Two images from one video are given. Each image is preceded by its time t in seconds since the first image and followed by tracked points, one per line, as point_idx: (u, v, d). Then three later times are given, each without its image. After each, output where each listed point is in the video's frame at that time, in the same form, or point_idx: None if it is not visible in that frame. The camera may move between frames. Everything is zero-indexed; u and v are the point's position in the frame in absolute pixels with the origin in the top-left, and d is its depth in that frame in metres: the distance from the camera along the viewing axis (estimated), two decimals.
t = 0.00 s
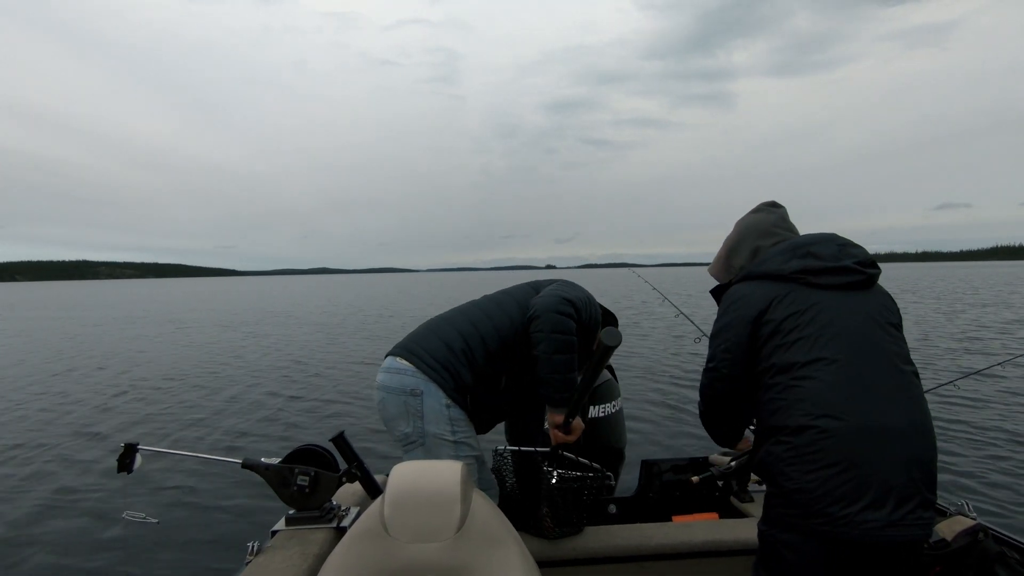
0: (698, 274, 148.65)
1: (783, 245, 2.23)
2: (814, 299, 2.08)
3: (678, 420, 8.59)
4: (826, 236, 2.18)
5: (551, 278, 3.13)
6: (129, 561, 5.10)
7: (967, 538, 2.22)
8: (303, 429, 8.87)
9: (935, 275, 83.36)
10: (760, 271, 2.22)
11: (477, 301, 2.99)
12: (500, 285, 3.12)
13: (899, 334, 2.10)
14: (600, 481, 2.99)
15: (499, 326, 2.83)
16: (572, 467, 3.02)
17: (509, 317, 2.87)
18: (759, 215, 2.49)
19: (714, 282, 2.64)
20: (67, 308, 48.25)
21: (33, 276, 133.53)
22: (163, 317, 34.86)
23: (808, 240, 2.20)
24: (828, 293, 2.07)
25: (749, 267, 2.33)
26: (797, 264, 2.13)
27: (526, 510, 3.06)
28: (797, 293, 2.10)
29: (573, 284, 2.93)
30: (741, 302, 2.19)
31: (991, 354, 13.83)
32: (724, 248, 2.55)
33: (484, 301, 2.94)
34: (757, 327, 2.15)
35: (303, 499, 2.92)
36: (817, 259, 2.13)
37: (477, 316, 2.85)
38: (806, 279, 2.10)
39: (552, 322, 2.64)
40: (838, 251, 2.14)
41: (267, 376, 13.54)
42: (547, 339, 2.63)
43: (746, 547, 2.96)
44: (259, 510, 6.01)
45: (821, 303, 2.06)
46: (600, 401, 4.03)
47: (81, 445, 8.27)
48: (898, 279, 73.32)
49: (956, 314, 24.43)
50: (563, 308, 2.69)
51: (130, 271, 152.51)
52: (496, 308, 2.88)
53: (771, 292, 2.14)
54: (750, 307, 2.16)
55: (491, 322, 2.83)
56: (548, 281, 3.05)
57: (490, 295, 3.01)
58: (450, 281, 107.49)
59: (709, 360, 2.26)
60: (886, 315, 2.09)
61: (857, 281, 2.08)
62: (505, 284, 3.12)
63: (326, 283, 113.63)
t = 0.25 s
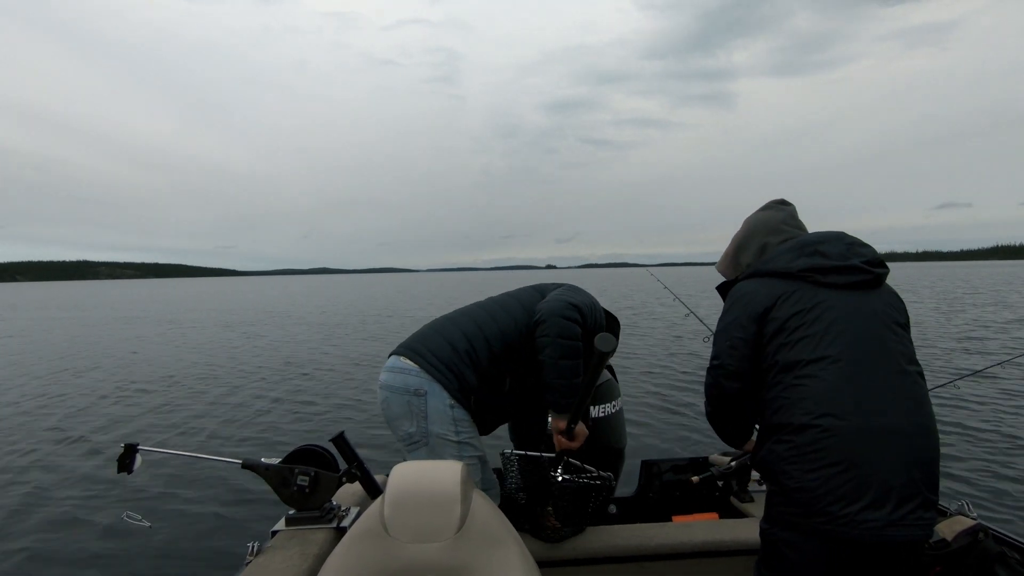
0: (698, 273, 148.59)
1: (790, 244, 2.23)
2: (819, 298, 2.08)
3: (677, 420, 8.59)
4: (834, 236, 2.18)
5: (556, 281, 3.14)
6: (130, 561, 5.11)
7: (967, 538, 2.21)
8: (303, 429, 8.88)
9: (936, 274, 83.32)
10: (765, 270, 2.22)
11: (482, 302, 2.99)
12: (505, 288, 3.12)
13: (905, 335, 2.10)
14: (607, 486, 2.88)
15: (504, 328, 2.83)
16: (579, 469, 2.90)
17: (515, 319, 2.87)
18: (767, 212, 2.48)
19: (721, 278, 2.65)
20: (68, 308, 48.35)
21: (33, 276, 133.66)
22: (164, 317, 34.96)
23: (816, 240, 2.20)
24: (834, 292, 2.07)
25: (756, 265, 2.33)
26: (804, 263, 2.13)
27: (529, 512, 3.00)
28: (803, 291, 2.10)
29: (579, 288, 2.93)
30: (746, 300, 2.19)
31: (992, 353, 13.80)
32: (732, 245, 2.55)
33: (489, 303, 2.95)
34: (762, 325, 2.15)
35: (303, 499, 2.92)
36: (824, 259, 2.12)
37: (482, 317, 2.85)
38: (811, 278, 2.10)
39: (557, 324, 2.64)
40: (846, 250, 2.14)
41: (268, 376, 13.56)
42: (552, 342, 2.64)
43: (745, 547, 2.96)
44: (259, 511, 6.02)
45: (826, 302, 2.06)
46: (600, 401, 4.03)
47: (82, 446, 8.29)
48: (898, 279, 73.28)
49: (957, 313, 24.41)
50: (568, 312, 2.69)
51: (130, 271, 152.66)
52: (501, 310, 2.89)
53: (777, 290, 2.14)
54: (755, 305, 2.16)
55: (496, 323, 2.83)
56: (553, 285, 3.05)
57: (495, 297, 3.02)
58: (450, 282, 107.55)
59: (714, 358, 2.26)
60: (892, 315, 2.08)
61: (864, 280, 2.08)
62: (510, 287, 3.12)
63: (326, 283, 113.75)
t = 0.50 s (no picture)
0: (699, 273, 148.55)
1: (792, 244, 2.22)
2: (820, 298, 2.08)
3: (678, 420, 8.58)
4: (835, 235, 2.17)
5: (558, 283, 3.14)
6: (130, 561, 5.11)
7: (968, 538, 2.21)
8: (303, 429, 8.88)
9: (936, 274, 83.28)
10: (766, 270, 2.22)
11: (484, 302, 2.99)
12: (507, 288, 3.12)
13: (907, 334, 2.09)
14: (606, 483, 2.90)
15: (506, 329, 2.83)
16: (579, 470, 2.94)
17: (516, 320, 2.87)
18: (771, 213, 2.49)
19: (725, 278, 2.65)
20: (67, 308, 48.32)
21: (34, 276, 133.70)
22: (164, 317, 34.99)
23: (818, 241, 2.19)
24: (833, 292, 2.07)
25: (758, 264, 2.33)
26: (803, 264, 2.13)
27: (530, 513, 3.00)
28: (803, 292, 2.10)
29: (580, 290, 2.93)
30: (747, 300, 2.19)
31: (992, 353, 13.79)
32: (736, 245, 2.55)
33: (491, 303, 2.95)
34: (763, 325, 2.16)
35: (304, 499, 2.92)
36: (825, 260, 2.12)
37: (484, 317, 2.85)
38: (812, 278, 2.10)
39: (559, 326, 2.64)
40: (847, 251, 2.13)
41: (268, 376, 13.56)
42: (554, 345, 2.63)
43: (745, 547, 2.95)
44: (259, 511, 6.02)
45: (826, 302, 2.06)
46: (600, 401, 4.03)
47: (83, 446, 8.29)
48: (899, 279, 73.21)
49: (957, 313, 24.38)
50: (570, 314, 2.69)
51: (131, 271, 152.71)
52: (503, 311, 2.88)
53: (778, 291, 2.14)
54: (756, 306, 2.17)
55: (498, 324, 2.83)
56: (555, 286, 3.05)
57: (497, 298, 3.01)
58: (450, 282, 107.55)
59: (716, 358, 2.27)
60: (893, 316, 2.08)
61: (864, 281, 2.08)
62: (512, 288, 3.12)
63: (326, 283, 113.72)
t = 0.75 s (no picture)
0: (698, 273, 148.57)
1: (795, 242, 2.22)
2: (819, 295, 2.08)
3: (678, 420, 8.58)
4: (838, 234, 2.17)
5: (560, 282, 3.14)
6: (131, 561, 5.12)
7: (968, 537, 2.21)
8: (303, 429, 8.88)
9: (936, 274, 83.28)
10: (768, 269, 2.22)
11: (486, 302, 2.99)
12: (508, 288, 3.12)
13: (908, 334, 2.08)
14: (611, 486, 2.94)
15: (507, 328, 2.83)
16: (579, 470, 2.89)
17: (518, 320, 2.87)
18: (778, 213, 2.49)
19: (730, 277, 2.66)
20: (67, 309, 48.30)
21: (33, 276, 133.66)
22: (164, 317, 35.00)
23: (822, 239, 2.19)
24: (834, 290, 2.07)
25: (761, 263, 2.33)
26: (805, 262, 2.13)
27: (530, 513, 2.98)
28: (804, 290, 2.10)
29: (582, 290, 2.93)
30: (748, 297, 2.19)
31: (992, 353, 13.79)
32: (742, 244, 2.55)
33: (492, 303, 2.95)
34: (762, 321, 2.16)
35: (304, 499, 2.92)
36: (827, 258, 2.12)
37: (486, 317, 2.85)
38: (812, 276, 2.10)
39: (560, 325, 2.64)
40: (849, 249, 2.13)
41: (268, 377, 13.56)
42: (556, 345, 2.63)
43: (745, 547, 2.95)
44: (259, 511, 6.02)
45: (825, 300, 2.06)
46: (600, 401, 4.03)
47: (83, 446, 8.30)
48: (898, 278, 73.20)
49: (958, 314, 24.38)
50: (572, 314, 2.69)
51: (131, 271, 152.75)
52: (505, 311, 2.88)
53: (779, 288, 2.14)
54: (755, 302, 2.17)
55: (499, 324, 2.83)
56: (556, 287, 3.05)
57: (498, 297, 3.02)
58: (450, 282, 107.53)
59: (714, 353, 2.27)
60: (894, 314, 2.07)
61: (865, 279, 2.08)
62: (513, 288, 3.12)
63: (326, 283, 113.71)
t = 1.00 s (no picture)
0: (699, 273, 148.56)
1: (794, 243, 2.22)
2: (819, 296, 2.08)
3: (678, 420, 8.58)
4: (836, 235, 2.17)
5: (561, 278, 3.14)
6: (131, 561, 5.12)
7: (969, 536, 2.20)
8: (303, 429, 8.89)
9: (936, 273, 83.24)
10: (767, 269, 2.22)
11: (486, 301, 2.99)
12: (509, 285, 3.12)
13: (908, 333, 2.08)
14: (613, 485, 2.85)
15: (508, 328, 2.83)
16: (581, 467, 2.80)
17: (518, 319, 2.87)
18: (776, 215, 2.48)
19: (729, 278, 2.65)
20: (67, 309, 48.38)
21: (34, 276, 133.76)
22: (165, 317, 35.07)
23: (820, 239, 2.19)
24: (834, 291, 2.07)
25: (759, 265, 2.33)
26: (804, 262, 2.12)
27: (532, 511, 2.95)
28: (804, 290, 2.10)
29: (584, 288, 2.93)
30: (749, 298, 2.19)
31: (993, 353, 13.77)
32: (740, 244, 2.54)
33: (493, 300, 2.95)
34: (763, 322, 2.16)
35: (305, 499, 2.93)
36: (827, 259, 2.11)
37: (486, 317, 2.85)
38: (812, 276, 2.10)
39: (564, 327, 2.65)
40: (848, 249, 2.13)
41: (268, 377, 13.57)
42: (563, 353, 2.62)
43: (746, 546, 2.96)
44: (259, 511, 6.03)
45: (824, 299, 2.06)
46: (600, 401, 4.02)
47: (84, 446, 8.31)
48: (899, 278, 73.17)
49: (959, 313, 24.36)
50: (576, 317, 2.69)
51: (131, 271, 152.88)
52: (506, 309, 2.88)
53: (779, 289, 2.14)
54: (756, 303, 2.17)
55: (500, 324, 2.83)
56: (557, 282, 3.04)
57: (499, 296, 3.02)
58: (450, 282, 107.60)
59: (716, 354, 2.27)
60: (894, 314, 2.08)
61: (865, 279, 2.08)
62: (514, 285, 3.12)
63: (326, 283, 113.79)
